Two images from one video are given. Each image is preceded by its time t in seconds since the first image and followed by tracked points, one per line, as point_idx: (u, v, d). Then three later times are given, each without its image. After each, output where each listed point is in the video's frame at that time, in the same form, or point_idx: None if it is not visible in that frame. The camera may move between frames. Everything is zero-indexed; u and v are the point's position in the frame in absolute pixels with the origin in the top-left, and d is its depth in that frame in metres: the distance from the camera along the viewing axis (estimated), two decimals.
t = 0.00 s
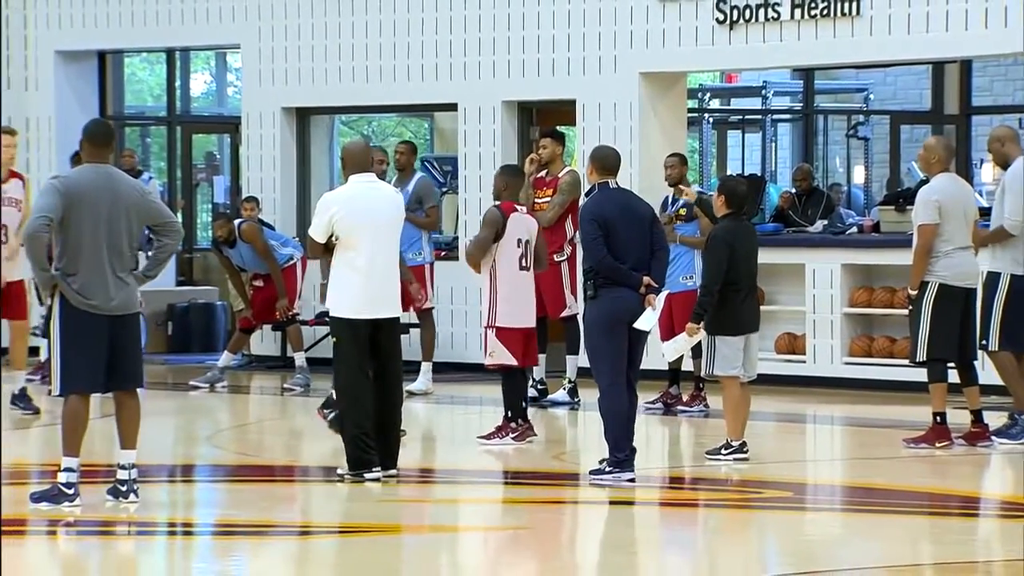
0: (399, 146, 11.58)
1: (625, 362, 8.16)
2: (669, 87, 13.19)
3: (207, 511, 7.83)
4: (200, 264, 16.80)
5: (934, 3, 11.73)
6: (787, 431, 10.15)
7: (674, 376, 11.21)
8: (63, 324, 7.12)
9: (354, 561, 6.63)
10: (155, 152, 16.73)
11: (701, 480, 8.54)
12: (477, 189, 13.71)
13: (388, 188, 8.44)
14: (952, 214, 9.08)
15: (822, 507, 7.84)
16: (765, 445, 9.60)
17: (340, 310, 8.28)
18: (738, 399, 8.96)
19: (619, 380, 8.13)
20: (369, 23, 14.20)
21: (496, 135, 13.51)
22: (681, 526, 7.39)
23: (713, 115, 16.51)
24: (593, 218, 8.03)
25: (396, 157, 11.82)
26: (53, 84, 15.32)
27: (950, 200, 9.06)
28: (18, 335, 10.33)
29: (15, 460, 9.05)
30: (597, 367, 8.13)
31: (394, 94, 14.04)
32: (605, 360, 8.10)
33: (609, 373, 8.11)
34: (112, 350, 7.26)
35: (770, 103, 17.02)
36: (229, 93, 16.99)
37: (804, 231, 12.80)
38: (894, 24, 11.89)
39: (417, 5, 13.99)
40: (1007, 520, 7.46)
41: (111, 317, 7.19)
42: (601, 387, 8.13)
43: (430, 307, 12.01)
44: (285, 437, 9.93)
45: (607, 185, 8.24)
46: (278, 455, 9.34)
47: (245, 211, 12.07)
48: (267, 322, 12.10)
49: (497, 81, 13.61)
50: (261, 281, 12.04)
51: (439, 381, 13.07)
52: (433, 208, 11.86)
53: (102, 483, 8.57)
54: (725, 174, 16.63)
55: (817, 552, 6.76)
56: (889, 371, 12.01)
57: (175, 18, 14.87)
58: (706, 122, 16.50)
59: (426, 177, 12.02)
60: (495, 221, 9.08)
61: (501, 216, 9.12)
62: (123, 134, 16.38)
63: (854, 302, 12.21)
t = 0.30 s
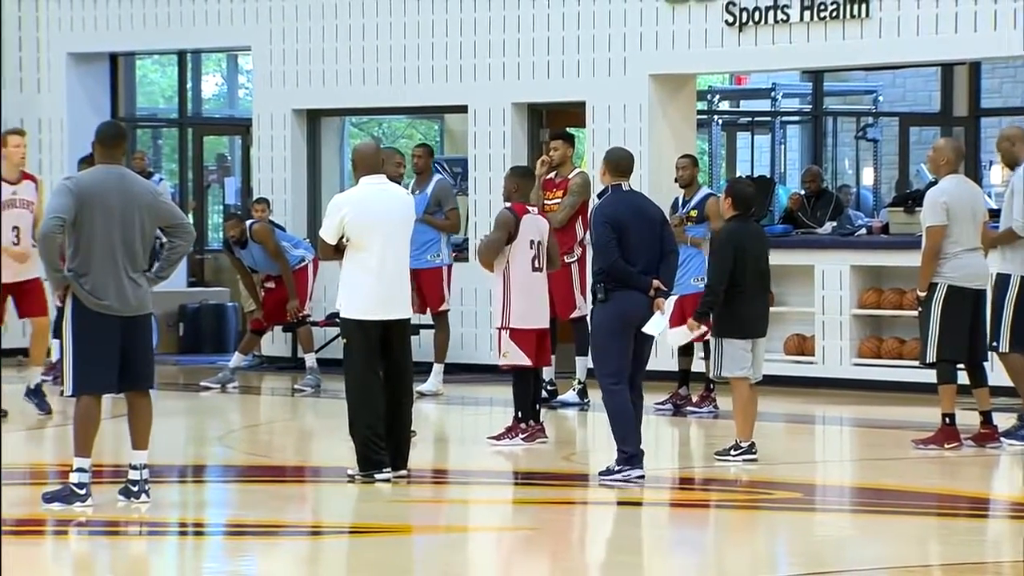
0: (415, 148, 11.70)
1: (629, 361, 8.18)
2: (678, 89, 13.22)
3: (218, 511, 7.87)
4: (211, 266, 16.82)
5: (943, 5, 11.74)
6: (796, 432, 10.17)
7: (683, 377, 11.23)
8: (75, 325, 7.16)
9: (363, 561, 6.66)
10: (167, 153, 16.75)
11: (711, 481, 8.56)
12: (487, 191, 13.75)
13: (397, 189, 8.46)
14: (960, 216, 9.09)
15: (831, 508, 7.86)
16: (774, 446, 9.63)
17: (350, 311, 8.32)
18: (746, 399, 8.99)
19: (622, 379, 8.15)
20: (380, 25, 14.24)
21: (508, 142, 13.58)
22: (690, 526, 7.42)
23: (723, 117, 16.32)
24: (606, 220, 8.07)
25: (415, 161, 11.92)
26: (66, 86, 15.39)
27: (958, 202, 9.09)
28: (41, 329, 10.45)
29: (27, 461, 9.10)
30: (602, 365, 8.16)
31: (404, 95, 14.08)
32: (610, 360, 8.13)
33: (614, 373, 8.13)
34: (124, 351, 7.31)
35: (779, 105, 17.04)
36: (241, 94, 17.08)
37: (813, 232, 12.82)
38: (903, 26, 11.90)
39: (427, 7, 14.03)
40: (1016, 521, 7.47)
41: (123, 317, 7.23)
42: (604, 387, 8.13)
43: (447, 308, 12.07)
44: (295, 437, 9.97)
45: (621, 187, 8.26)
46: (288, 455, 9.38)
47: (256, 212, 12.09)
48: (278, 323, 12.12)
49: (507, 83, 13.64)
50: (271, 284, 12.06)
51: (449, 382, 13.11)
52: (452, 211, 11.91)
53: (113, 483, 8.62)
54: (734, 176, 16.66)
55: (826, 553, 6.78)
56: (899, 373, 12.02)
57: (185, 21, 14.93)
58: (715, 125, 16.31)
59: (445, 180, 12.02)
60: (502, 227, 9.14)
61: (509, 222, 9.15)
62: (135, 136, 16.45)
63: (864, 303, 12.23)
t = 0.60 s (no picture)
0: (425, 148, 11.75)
1: (622, 358, 8.26)
2: (683, 91, 13.22)
3: (224, 511, 7.88)
4: (216, 267, 16.96)
5: (949, 6, 11.73)
6: (802, 432, 10.17)
7: (688, 378, 11.23)
8: (80, 327, 7.18)
9: (369, 562, 6.68)
10: (172, 155, 16.78)
11: (717, 482, 8.57)
12: (492, 192, 13.75)
13: (402, 190, 8.47)
14: (966, 217, 9.08)
15: (837, 509, 7.86)
16: (779, 446, 9.63)
17: (356, 312, 8.32)
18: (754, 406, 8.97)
19: (611, 375, 8.24)
20: (386, 26, 14.24)
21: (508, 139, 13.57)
22: (695, 527, 7.43)
23: (728, 117, 16.42)
24: (612, 221, 8.07)
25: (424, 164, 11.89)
26: (72, 87, 15.42)
27: (964, 203, 9.06)
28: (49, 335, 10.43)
29: (34, 461, 9.11)
30: (590, 362, 8.25)
31: (409, 96, 14.09)
32: (600, 357, 8.22)
33: (602, 369, 8.22)
34: (128, 351, 7.32)
35: (785, 106, 17.02)
36: (247, 95, 16.85)
37: (818, 233, 12.81)
38: (909, 27, 11.89)
39: (432, 8, 14.04)
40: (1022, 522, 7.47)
41: (128, 317, 7.25)
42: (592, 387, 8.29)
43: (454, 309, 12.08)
44: (301, 438, 9.98)
45: (627, 187, 8.25)
46: (294, 456, 9.39)
47: (260, 212, 12.11)
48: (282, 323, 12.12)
49: (512, 84, 13.65)
50: (277, 284, 12.05)
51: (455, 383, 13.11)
52: (463, 213, 11.88)
53: (119, 483, 8.63)
54: (739, 177, 16.67)
55: (831, 554, 6.79)
56: (904, 374, 12.02)
57: (191, 22, 14.94)
58: (721, 126, 16.50)
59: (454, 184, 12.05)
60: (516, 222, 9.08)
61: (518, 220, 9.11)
62: (141, 137, 16.47)
63: (870, 304, 12.22)
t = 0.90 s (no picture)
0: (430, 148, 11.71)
1: (623, 361, 8.34)
2: (688, 90, 13.20)
3: (228, 512, 7.89)
4: (222, 267, 16.79)
5: (953, 6, 11.72)
6: (807, 433, 10.16)
7: (694, 378, 11.21)
8: (84, 326, 7.19)
9: (373, 562, 6.68)
10: (178, 155, 16.74)
11: (722, 483, 8.56)
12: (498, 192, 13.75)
13: (407, 190, 8.47)
14: (972, 217, 9.07)
15: (841, 509, 7.86)
16: (784, 447, 9.62)
17: (360, 313, 8.33)
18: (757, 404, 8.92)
19: (612, 380, 8.31)
20: (390, 26, 14.23)
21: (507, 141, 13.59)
22: (700, 527, 7.42)
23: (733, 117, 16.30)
24: (610, 220, 8.15)
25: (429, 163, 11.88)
26: (76, 87, 15.44)
27: (970, 203, 9.06)
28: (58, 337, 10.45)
29: (38, 461, 9.13)
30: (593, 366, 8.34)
31: (413, 97, 14.09)
32: (601, 361, 8.30)
33: (603, 374, 8.30)
34: (131, 350, 7.32)
35: (790, 106, 17.01)
36: (252, 96, 17.05)
37: (823, 233, 12.80)
38: (914, 27, 11.88)
39: (436, 9, 14.05)
40: None
41: (132, 317, 7.25)
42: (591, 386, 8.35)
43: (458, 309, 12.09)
44: (306, 438, 9.99)
45: (626, 186, 8.33)
46: (299, 456, 9.39)
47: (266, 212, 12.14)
48: (282, 322, 12.05)
49: (517, 85, 13.65)
50: (278, 281, 12.07)
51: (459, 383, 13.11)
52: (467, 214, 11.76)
53: (124, 484, 8.64)
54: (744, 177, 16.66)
55: (835, 554, 6.79)
56: (909, 373, 12.00)
57: (195, 23, 14.94)
58: (726, 126, 16.33)
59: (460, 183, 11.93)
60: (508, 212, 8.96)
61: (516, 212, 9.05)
62: (146, 138, 16.47)
63: (875, 305, 12.20)
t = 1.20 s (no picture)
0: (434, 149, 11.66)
1: (629, 361, 8.38)
2: (698, 90, 13.17)
3: (237, 512, 7.90)
4: (231, 268, 16.97)
5: (962, 7, 11.71)
6: (816, 434, 10.15)
7: (703, 379, 11.19)
8: (93, 327, 7.20)
9: (381, 563, 6.68)
10: (187, 156, 16.79)
11: (730, 484, 8.56)
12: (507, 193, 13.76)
13: (415, 190, 8.48)
14: (983, 218, 9.06)
15: (851, 510, 7.85)
16: (793, 447, 9.61)
17: (369, 314, 8.33)
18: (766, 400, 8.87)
19: (620, 381, 8.36)
20: (400, 27, 14.24)
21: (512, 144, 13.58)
22: (708, 528, 7.42)
23: (742, 119, 16.59)
24: (611, 221, 8.24)
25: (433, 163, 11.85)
26: (86, 89, 15.48)
27: (981, 204, 9.04)
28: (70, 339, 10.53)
29: (47, 461, 9.16)
30: (600, 367, 8.38)
31: (424, 98, 14.09)
32: (607, 362, 8.35)
33: (610, 375, 8.35)
34: (140, 351, 7.33)
35: (799, 107, 17.03)
36: (261, 97, 17.09)
37: (832, 234, 12.78)
38: (924, 28, 11.86)
39: (445, 10, 14.06)
40: None
41: (140, 317, 7.26)
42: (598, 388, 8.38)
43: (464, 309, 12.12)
44: (314, 438, 10.00)
45: (629, 187, 8.42)
46: (307, 457, 9.41)
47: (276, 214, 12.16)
48: (286, 322, 12.11)
49: (526, 86, 13.65)
50: (284, 280, 12.07)
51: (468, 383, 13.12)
52: (471, 215, 11.61)
53: (133, 484, 8.66)
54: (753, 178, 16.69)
55: (844, 555, 6.78)
56: (918, 374, 11.99)
57: (203, 25, 14.98)
58: (735, 126, 16.65)
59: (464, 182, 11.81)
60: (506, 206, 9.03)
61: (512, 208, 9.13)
62: (155, 139, 16.53)
63: (884, 305, 12.18)
